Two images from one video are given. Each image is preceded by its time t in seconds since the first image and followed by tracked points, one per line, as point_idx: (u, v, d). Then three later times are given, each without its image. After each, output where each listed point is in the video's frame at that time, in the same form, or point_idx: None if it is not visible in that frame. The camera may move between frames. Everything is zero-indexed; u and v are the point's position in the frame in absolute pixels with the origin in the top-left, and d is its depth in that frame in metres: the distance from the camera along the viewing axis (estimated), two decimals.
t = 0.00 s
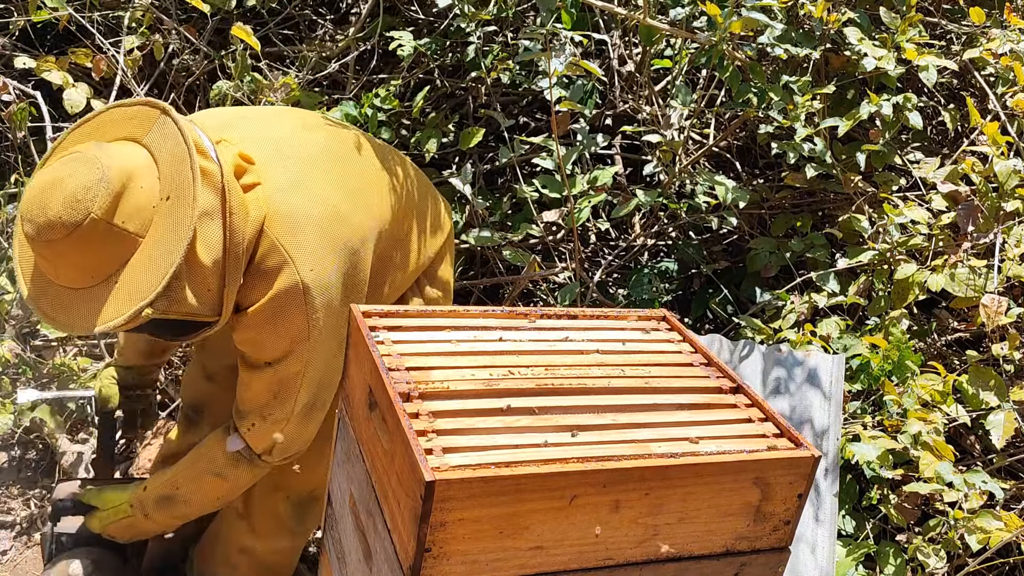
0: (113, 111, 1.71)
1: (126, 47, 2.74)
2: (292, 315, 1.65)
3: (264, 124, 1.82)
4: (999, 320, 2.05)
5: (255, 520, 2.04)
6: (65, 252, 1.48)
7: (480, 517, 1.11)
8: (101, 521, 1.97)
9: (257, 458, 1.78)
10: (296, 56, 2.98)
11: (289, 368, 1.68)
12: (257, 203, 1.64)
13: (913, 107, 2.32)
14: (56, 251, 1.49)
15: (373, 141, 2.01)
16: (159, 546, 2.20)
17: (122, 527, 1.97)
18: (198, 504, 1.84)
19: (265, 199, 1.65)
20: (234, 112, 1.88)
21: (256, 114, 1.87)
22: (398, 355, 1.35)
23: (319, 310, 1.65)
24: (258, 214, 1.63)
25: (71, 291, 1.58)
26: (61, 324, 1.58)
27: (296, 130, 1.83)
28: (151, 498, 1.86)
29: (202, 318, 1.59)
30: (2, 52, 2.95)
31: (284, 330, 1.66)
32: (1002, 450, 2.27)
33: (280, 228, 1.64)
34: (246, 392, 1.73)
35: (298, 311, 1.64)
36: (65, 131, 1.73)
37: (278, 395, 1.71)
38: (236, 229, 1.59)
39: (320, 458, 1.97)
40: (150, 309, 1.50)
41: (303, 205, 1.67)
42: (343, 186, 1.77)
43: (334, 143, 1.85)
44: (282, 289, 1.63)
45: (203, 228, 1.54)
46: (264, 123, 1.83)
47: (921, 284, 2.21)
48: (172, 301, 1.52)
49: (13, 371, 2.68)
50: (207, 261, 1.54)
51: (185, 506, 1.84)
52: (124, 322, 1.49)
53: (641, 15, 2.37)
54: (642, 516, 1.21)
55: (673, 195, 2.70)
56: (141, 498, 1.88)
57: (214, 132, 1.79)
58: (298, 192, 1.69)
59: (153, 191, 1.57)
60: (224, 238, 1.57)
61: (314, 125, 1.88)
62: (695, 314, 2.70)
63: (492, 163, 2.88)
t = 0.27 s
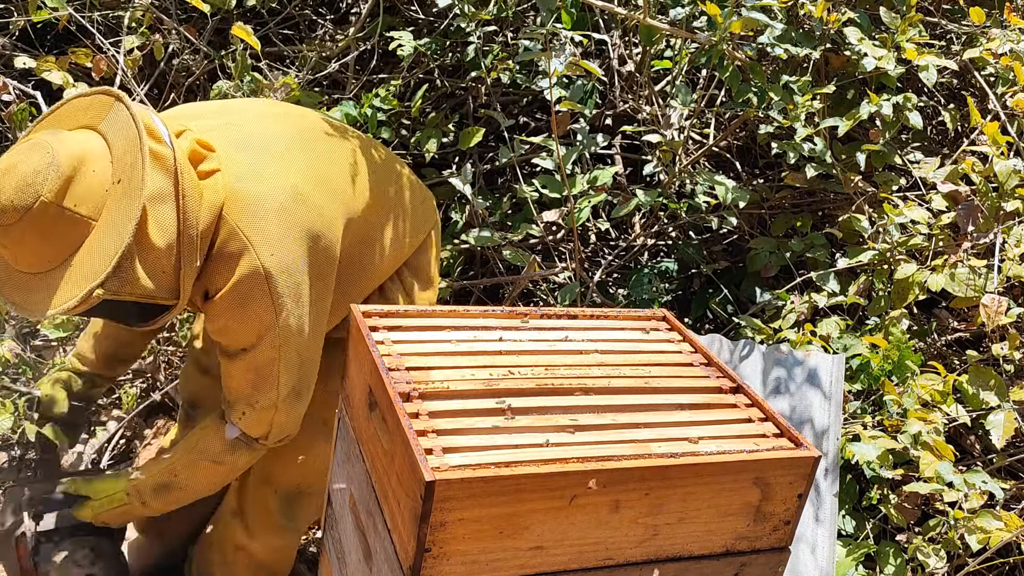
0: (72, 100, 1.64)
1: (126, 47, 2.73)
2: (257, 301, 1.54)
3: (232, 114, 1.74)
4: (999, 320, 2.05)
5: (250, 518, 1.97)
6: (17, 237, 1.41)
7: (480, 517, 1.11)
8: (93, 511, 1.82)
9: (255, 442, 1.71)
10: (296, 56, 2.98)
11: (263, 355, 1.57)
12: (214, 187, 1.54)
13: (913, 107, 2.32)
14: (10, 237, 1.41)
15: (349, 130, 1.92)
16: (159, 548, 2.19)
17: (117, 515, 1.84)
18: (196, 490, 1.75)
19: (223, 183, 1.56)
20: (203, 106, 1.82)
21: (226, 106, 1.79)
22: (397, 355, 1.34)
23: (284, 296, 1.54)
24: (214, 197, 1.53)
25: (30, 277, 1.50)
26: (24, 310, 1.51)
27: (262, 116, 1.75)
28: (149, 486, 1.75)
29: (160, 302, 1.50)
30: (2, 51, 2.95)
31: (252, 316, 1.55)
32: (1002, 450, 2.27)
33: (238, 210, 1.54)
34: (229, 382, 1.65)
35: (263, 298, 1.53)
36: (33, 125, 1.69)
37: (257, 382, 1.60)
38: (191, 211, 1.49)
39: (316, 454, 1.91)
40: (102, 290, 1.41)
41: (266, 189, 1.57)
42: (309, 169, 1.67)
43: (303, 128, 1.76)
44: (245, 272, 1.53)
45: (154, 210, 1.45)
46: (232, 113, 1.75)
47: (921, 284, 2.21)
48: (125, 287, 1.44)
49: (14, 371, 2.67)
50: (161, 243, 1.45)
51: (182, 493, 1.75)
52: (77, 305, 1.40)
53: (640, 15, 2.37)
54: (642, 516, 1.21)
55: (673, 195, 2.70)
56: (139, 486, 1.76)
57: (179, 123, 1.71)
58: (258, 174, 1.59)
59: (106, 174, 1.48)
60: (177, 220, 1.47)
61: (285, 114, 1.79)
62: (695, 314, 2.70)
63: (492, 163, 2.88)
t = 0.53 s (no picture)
0: (60, 103, 1.61)
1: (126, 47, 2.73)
2: (247, 304, 1.52)
3: (223, 111, 1.71)
4: (999, 320, 2.05)
5: (245, 517, 1.95)
6: (5, 243, 1.38)
7: (480, 517, 1.11)
8: (85, 505, 1.78)
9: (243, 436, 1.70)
10: (296, 56, 2.98)
11: (252, 356, 1.56)
12: (205, 188, 1.52)
13: (913, 107, 2.32)
14: None
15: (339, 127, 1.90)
16: (159, 548, 2.20)
17: (112, 507, 1.80)
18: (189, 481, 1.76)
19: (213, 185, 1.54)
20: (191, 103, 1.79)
21: (218, 102, 1.77)
22: (397, 355, 1.34)
23: (275, 298, 1.52)
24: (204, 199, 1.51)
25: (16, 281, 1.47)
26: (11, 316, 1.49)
27: (252, 114, 1.72)
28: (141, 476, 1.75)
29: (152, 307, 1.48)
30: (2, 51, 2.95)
31: (242, 317, 1.53)
32: (1002, 450, 2.27)
33: (228, 212, 1.52)
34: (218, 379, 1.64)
35: (255, 300, 1.52)
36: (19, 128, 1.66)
37: (247, 380, 1.60)
38: (181, 216, 1.47)
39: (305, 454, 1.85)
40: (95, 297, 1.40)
41: (256, 188, 1.55)
42: (300, 169, 1.64)
43: (293, 127, 1.73)
44: (235, 275, 1.51)
45: (145, 216, 1.43)
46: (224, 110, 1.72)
47: (921, 284, 2.21)
48: (116, 293, 1.42)
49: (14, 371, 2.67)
50: (153, 249, 1.44)
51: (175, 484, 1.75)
52: (69, 312, 1.39)
53: (640, 15, 2.37)
54: (642, 516, 1.21)
55: (673, 195, 2.70)
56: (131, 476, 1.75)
57: (169, 121, 1.68)
58: (248, 175, 1.56)
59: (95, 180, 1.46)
60: (168, 226, 1.46)
61: (278, 109, 1.76)
62: (695, 314, 2.70)
63: (492, 164, 2.88)
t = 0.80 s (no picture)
0: (59, 117, 1.57)
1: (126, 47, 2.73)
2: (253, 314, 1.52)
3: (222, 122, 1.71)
4: (999, 320, 2.05)
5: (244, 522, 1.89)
6: (20, 264, 1.34)
7: (480, 517, 1.11)
8: (36, 508, 1.72)
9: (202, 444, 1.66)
10: (296, 56, 2.98)
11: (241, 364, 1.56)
12: (209, 200, 1.51)
13: (913, 107, 2.32)
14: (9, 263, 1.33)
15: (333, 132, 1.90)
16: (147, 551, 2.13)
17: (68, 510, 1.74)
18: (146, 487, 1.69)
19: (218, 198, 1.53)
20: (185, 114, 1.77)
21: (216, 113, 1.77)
22: (397, 355, 1.34)
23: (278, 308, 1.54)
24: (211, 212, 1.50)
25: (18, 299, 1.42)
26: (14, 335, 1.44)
27: (251, 125, 1.71)
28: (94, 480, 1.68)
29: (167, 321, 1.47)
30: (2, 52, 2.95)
31: (241, 327, 1.53)
32: (1002, 450, 2.27)
33: (234, 224, 1.52)
34: (192, 383, 1.60)
35: (256, 310, 1.52)
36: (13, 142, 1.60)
37: (227, 388, 1.58)
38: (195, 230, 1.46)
39: (300, 453, 1.80)
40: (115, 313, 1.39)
41: (261, 200, 1.55)
42: (301, 180, 1.65)
43: (291, 137, 1.73)
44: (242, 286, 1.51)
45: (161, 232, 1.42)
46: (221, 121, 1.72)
47: (921, 284, 2.21)
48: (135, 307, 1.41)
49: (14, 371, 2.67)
50: (169, 265, 1.43)
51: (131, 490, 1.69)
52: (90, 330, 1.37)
53: (640, 15, 2.37)
54: (642, 516, 1.21)
55: (673, 195, 2.70)
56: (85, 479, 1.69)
57: (169, 133, 1.67)
58: (252, 187, 1.56)
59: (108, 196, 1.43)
60: (182, 240, 1.45)
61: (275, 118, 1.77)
62: (695, 314, 2.70)
63: (492, 164, 2.88)
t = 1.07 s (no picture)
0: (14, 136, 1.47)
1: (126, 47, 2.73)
2: (241, 316, 1.49)
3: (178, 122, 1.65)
4: (999, 320, 2.05)
5: (227, 517, 1.84)
6: None
7: (480, 517, 1.11)
8: (38, 516, 1.62)
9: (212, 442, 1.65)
10: (296, 56, 2.97)
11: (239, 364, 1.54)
12: (186, 206, 1.46)
13: (913, 107, 2.32)
14: None
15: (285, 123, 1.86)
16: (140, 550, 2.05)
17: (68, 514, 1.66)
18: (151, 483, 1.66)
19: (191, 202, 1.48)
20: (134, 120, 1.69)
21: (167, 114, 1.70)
22: (397, 355, 1.34)
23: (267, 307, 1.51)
24: (188, 218, 1.46)
25: None
26: None
27: (209, 125, 1.65)
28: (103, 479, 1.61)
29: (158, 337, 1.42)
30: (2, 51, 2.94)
31: (233, 329, 1.50)
32: (1002, 450, 2.27)
33: (214, 227, 1.47)
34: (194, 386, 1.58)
35: (244, 312, 1.49)
36: None
37: (232, 388, 1.57)
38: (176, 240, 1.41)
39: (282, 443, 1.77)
40: (109, 334, 1.32)
41: (234, 199, 1.51)
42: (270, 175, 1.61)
43: (250, 133, 1.68)
44: (228, 290, 1.47)
45: (144, 247, 1.36)
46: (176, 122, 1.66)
47: (921, 284, 2.21)
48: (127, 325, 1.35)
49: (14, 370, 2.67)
50: (155, 280, 1.38)
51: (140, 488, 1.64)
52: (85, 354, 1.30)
53: (640, 15, 2.37)
54: (642, 516, 1.21)
55: (673, 195, 2.70)
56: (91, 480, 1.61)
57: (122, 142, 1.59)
58: (225, 188, 1.52)
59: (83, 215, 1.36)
60: (165, 252, 1.40)
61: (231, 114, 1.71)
62: (696, 314, 2.70)
63: (492, 163, 2.88)
